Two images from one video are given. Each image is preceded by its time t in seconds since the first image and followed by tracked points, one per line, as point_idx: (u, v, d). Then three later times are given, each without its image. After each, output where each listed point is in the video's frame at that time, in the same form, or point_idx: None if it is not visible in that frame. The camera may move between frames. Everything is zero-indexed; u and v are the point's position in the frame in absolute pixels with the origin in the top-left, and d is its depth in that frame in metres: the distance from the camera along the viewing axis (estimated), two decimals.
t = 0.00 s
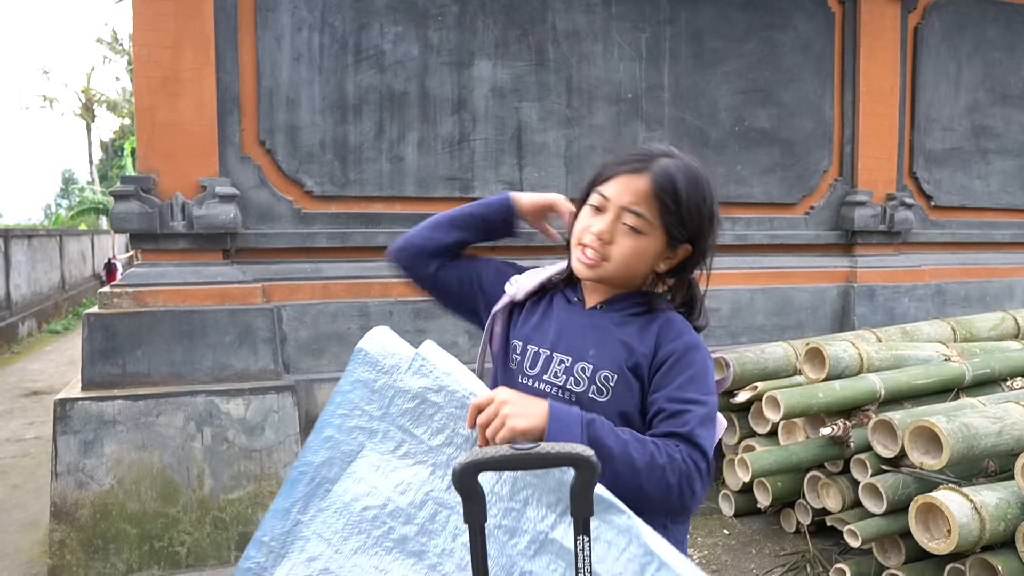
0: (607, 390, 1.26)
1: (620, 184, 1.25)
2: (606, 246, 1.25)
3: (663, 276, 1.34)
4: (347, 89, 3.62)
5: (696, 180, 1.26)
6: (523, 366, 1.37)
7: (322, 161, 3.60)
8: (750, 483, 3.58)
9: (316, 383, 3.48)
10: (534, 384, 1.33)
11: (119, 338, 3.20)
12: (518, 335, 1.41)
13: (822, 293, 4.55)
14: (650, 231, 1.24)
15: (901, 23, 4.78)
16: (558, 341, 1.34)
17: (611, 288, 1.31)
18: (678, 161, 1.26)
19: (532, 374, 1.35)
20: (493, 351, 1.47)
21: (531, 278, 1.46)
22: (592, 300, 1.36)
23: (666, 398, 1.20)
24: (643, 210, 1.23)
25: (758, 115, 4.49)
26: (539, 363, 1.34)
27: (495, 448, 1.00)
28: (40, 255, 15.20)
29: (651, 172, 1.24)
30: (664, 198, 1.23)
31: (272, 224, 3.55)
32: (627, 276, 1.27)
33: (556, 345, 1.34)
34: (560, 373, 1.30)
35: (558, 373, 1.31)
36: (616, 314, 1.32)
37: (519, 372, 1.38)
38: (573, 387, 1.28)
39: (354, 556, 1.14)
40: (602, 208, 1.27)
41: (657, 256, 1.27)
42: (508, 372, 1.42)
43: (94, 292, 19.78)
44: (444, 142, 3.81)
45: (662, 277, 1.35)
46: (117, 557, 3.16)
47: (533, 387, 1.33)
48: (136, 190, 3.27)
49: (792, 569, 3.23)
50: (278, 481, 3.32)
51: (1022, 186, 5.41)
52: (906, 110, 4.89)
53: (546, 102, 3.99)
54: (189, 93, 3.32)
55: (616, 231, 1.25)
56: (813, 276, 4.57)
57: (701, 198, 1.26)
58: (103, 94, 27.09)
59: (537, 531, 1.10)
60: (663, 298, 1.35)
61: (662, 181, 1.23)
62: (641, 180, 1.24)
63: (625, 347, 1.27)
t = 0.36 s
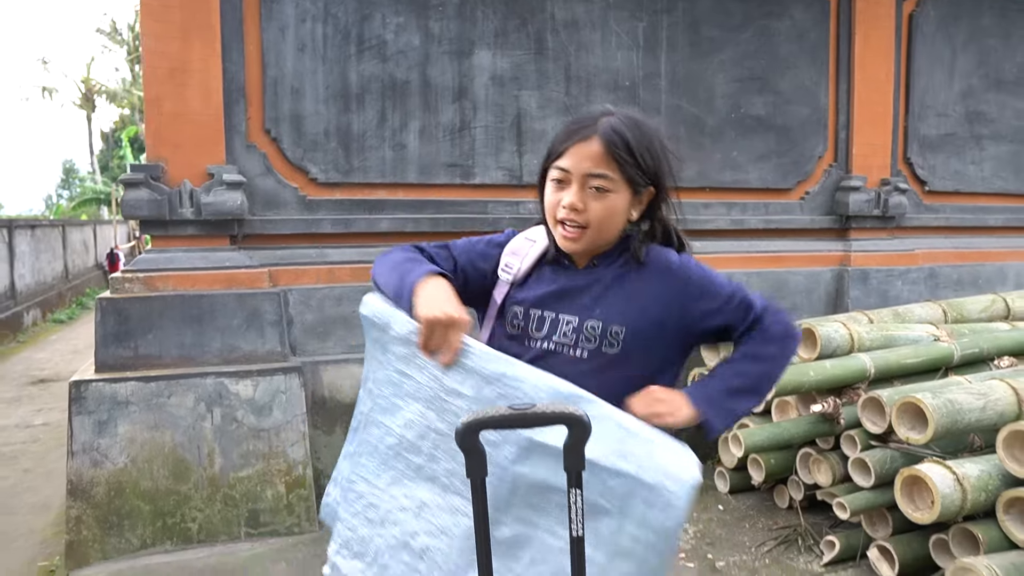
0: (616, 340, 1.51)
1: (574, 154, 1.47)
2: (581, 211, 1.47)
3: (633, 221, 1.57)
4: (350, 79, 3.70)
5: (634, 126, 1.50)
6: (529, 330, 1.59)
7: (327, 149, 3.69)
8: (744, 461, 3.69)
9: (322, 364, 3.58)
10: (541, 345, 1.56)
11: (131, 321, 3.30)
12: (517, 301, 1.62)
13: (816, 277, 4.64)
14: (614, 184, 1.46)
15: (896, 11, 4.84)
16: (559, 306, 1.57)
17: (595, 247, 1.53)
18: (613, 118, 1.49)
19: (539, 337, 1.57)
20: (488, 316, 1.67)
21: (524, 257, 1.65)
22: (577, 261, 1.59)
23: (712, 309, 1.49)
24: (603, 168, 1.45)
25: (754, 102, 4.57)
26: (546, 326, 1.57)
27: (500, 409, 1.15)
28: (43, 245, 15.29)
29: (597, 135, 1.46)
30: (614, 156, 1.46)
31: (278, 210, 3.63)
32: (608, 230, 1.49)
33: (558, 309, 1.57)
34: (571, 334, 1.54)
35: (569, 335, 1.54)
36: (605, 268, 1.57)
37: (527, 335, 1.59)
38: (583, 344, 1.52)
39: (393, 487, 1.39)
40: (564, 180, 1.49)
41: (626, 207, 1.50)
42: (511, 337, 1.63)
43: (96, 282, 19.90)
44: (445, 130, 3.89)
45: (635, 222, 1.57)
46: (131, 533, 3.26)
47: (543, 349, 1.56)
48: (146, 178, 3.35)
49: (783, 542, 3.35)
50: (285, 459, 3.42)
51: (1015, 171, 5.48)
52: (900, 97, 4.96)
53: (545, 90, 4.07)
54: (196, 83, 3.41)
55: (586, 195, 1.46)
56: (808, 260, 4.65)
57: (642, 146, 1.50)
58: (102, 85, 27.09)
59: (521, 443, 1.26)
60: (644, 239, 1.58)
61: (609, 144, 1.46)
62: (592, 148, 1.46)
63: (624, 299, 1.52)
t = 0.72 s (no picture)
0: (579, 272, 1.74)
1: (535, 131, 1.60)
2: (550, 177, 1.65)
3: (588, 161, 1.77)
4: (345, 39, 3.79)
5: (574, 85, 1.62)
6: (502, 265, 1.77)
7: (323, 108, 3.80)
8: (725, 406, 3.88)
9: (321, 317, 3.74)
10: (515, 276, 1.75)
11: (138, 276, 3.45)
12: (488, 238, 1.80)
13: (800, 232, 4.79)
14: (575, 148, 1.63)
15: None
16: (526, 240, 1.76)
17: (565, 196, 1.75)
18: (555, 85, 1.60)
19: (511, 269, 1.76)
20: (461, 258, 1.84)
21: (490, 203, 1.82)
22: (540, 204, 1.77)
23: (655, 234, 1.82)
24: (563, 139, 1.61)
25: (741, 60, 4.66)
26: (516, 259, 1.75)
27: (474, 336, 1.34)
28: (43, 208, 15.39)
29: (551, 109, 1.58)
30: (571, 125, 1.60)
31: (277, 168, 3.76)
32: (574, 184, 1.70)
33: (526, 243, 1.75)
34: (540, 265, 1.74)
35: (539, 266, 1.74)
36: (567, 208, 1.76)
37: (500, 269, 1.77)
38: (552, 273, 1.73)
39: (350, 403, 1.74)
40: (529, 151, 1.64)
41: (585, 158, 1.69)
42: (484, 273, 1.80)
43: (96, 245, 20.02)
44: (437, 89, 3.99)
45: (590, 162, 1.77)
46: (144, 476, 3.47)
47: (518, 278, 1.75)
48: (149, 138, 3.48)
49: (759, 482, 3.53)
50: (288, 407, 3.61)
51: (1000, 128, 5.59)
52: (887, 55, 5.04)
53: (535, 49, 4.16)
54: (195, 44, 3.51)
55: (552, 162, 1.64)
56: (791, 216, 4.79)
57: (589, 102, 1.63)
58: (96, 47, 26.84)
59: (422, 370, 1.55)
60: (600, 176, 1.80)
61: (563, 114, 1.59)
62: (549, 124, 1.59)
63: (586, 233, 1.74)
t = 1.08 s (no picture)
0: (574, 273, 1.86)
1: (527, 146, 1.74)
2: (543, 187, 1.79)
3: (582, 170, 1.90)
4: (359, 48, 3.94)
5: (559, 101, 1.76)
6: (507, 271, 1.92)
7: (338, 114, 3.94)
8: (724, 404, 4.02)
9: (335, 316, 3.89)
10: (518, 281, 1.90)
11: (161, 276, 3.60)
12: (494, 248, 1.95)
13: (797, 236, 4.93)
14: (564, 159, 1.77)
15: None
16: (526, 248, 1.90)
17: (560, 204, 1.89)
18: (542, 102, 1.74)
19: (514, 274, 1.90)
20: (473, 268, 2.01)
21: (495, 217, 1.99)
22: (537, 214, 1.92)
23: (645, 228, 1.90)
24: (552, 151, 1.75)
25: (741, 68, 4.80)
26: (518, 266, 1.90)
27: (493, 336, 1.47)
28: (51, 205, 15.57)
29: (538, 125, 1.72)
30: (558, 138, 1.74)
31: (293, 171, 3.90)
32: (567, 192, 1.84)
33: (527, 250, 1.90)
34: (538, 269, 1.87)
35: (538, 270, 1.87)
36: (560, 213, 1.90)
37: (506, 275, 1.92)
38: (550, 275, 1.86)
39: (367, 411, 1.89)
40: (522, 165, 1.78)
41: (575, 168, 1.82)
42: (493, 280, 1.96)
43: (102, 242, 20.20)
44: (447, 96, 4.13)
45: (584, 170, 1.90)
46: (166, 467, 3.62)
47: (521, 283, 1.89)
48: (171, 143, 3.62)
49: (756, 477, 3.67)
50: (303, 402, 3.75)
51: (994, 135, 5.72)
52: (883, 63, 5.18)
53: (542, 58, 4.30)
54: (215, 52, 3.65)
55: (544, 173, 1.78)
56: (790, 220, 4.93)
57: (574, 116, 1.77)
58: (100, 44, 26.99)
59: (428, 376, 1.72)
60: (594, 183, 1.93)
61: (550, 129, 1.72)
62: (538, 138, 1.73)
63: (578, 236, 1.87)
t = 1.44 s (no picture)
0: (595, 261, 1.97)
1: (557, 133, 1.87)
2: (568, 174, 1.91)
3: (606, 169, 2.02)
4: (385, 52, 4.07)
5: (593, 98, 1.89)
6: (539, 268, 2.05)
7: (365, 117, 4.08)
8: (737, 397, 4.16)
9: (363, 311, 4.02)
10: (547, 275, 2.03)
11: (197, 272, 3.74)
12: (527, 249, 2.09)
13: (808, 236, 5.06)
14: (591, 150, 1.89)
15: None
16: (551, 243, 2.03)
17: (583, 196, 2.00)
18: (576, 96, 1.87)
19: (545, 270, 2.04)
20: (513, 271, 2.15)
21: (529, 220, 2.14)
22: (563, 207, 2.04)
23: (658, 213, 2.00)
24: (580, 141, 1.87)
25: (753, 72, 4.93)
26: (546, 262, 2.03)
27: (546, 325, 1.61)
28: (62, 203, 15.73)
29: (571, 114, 1.85)
30: (588, 129, 1.86)
31: (322, 172, 4.04)
32: (590, 184, 1.95)
33: (551, 245, 2.02)
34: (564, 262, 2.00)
35: (565, 263, 2.00)
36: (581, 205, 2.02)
37: (537, 272, 2.06)
38: (573, 266, 1.98)
39: (421, 399, 2.06)
40: (551, 152, 1.90)
41: (601, 162, 1.94)
42: (528, 276, 2.10)
43: (110, 240, 20.36)
44: (470, 99, 4.27)
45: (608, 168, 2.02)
46: (201, 456, 3.76)
47: (549, 277, 2.03)
48: (206, 144, 3.76)
49: (769, 468, 3.81)
50: (333, 394, 3.89)
51: (999, 137, 5.85)
52: (891, 67, 5.30)
53: (561, 62, 4.43)
54: (249, 56, 3.79)
55: (570, 161, 1.90)
56: (800, 220, 5.07)
57: (605, 112, 1.90)
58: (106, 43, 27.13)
59: (464, 370, 1.86)
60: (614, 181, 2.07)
61: (582, 119, 1.85)
62: (569, 126, 1.85)
63: (597, 228, 1.98)
